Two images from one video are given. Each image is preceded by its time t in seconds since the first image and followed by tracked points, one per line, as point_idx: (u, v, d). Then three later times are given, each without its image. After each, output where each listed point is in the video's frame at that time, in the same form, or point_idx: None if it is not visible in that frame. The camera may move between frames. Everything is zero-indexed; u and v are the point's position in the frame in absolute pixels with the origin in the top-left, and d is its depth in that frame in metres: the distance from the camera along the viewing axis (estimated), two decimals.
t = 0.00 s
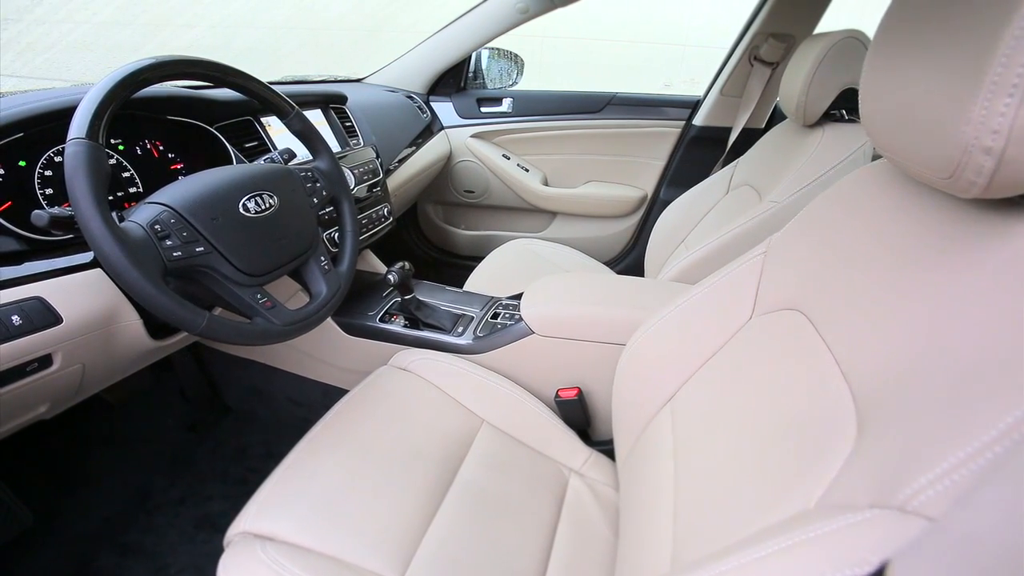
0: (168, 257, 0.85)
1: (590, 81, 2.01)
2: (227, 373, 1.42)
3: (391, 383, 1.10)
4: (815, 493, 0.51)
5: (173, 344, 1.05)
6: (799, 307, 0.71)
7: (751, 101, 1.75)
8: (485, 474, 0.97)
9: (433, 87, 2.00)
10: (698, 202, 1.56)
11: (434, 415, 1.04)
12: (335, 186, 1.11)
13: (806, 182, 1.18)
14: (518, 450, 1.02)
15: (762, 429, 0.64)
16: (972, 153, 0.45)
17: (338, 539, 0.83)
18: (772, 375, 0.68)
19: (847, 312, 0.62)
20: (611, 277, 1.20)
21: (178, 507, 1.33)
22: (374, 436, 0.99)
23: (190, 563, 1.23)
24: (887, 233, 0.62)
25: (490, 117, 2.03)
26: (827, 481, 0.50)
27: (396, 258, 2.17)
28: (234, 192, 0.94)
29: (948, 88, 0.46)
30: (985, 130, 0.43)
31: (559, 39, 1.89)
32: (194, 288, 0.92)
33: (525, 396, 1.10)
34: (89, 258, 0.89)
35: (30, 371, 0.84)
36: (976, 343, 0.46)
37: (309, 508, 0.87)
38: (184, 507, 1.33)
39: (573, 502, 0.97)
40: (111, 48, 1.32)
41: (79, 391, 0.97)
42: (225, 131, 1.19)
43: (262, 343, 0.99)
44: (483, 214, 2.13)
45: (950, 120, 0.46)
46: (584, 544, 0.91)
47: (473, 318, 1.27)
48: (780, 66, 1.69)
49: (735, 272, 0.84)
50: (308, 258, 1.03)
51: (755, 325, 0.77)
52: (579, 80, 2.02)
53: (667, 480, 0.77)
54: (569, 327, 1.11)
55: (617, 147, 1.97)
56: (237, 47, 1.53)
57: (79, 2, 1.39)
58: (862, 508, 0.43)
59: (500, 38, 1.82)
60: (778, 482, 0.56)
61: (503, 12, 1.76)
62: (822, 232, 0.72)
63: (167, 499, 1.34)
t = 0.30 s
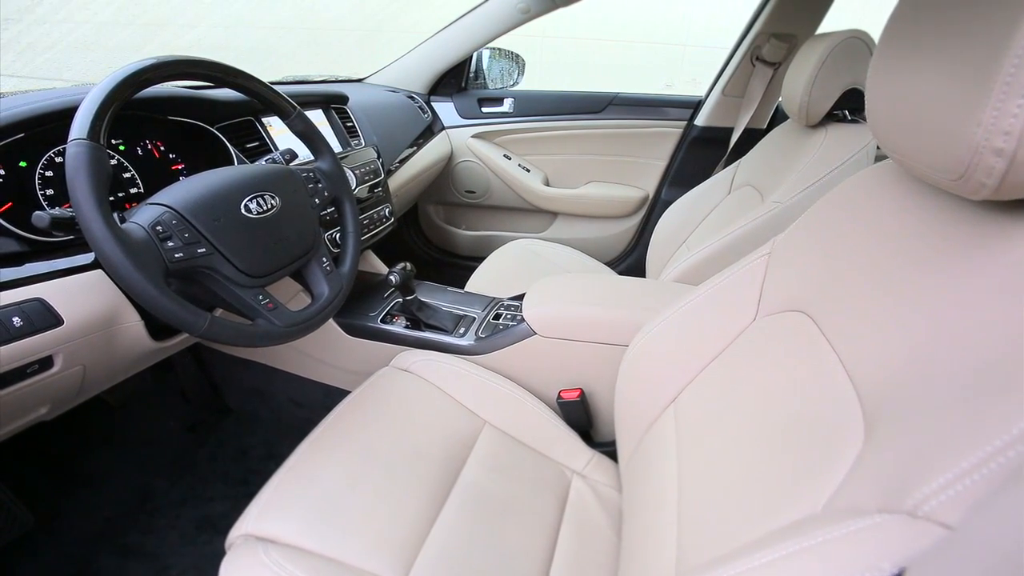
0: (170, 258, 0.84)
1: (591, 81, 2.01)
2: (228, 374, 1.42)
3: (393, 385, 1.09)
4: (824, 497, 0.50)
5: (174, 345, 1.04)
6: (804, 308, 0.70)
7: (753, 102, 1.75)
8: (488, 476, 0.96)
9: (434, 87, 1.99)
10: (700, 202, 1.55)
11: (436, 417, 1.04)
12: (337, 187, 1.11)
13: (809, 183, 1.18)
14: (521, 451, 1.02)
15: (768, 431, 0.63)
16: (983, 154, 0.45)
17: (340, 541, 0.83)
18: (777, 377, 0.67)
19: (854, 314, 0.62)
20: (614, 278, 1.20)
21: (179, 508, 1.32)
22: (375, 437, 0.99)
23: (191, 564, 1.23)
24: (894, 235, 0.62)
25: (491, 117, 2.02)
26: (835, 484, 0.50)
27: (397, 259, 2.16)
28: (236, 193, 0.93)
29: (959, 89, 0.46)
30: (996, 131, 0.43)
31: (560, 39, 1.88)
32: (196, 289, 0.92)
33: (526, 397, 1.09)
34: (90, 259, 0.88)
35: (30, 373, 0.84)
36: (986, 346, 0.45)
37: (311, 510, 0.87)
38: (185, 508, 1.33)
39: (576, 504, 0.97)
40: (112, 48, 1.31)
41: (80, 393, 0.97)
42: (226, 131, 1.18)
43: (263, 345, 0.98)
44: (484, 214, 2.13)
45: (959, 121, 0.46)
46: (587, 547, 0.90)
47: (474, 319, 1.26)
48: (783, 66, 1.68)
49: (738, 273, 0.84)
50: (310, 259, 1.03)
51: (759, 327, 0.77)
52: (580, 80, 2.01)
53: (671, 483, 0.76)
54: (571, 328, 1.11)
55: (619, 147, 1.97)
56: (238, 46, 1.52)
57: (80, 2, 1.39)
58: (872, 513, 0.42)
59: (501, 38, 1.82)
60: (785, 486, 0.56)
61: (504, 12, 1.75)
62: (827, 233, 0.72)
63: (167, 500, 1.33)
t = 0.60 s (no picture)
0: (172, 260, 0.84)
1: (593, 81, 2.00)
2: (229, 375, 1.41)
3: (395, 387, 1.09)
4: (835, 504, 0.50)
5: (176, 347, 1.04)
6: (812, 311, 0.70)
7: (756, 102, 1.74)
8: (491, 478, 0.95)
9: (435, 87, 1.98)
10: (702, 202, 1.55)
11: (440, 418, 1.03)
12: (340, 188, 1.10)
13: (812, 184, 1.18)
14: (524, 454, 1.01)
15: (776, 435, 0.63)
16: (997, 157, 0.45)
17: (343, 544, 0.82)
18: (784, 380, 0.67)
19: (862, 317, 0.61)
20: (617, 279, 1.19)
21: (180, 510, 1.32)
22: (378, 440, 0.98)
23: (191, 567, 1.22)
24: (904, 238, 0.61)
25: (492, 117, 2.02)
26: (846, 490, 0.50)
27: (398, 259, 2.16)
28: (238, 194, 0.93)
29: (975, 91, 0.46)
30: (1012, 133, 0.43)
31: (562, 39, 1.88)
32: (198, 291, 0.91)
33: (529, 399, 1.09)
34: (91, 261, 0.88)
35: (31, 376, 0.84)
36: (1001, 351, 0.45)
37: (314, 513, 0.86)
38: (186, 510, 1.32)
39: (579, 507, 0.96)
40: (114, 49, 1.31)
41: (81, 395, 0.97)
42: (228, 132, 1.18)
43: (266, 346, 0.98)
44: (485, 215, 2.12)
45: (974, 123, 0.46)
46: (591, 550, 0.90)
47: (477, 320, 1.26)
48: (786, 67, 1.68)
49: (743, 275, 0.83)
50: (312, 261, 1.02)
51: (765, 329, 0.76)
52: (582, 80, 2.00)
53: (676, 486, 0.76)
54: (574, 330, 1.10)
55: (621, 148, 1.97)
56: (240, 46, 1.52)
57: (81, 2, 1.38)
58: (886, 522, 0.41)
59: (502, 38, 1.81)
60: (794, 491, 0.55)
61: (505, 12, 1.74)
62: (834, 235, 0.71)
63: (168, 502, 1.33)
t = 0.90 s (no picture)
0: (175, 262, 0.83)
1: (595, 81, 1.99)
2: (231, 377, 1.41)
3: (399, 389, 1.08)
4: (847, 511, 0.49)
5: (177, 349, 1.03)
6: (821, 314, 0.69)
7: (759, 102, 1.74)
8: (495, 481, 0.95)
9: (437, 87, 1.98)
10: (705, 203, 1.54)
11: (443, 421, 1.03)
12: (343, 189, 1.10)
13: (816, 185, 1.17)
14: (528, 456, 1.01)
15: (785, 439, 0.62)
16: (1018, 158, 0.45)
17: (347, 549, 0.82)
18: (793, 383, 0.66)
19: (875, 320, 0.61)
20: (621, 281, 1.19)
21: (181, 512, 1.31)
22: (381, 442, 0.97)
23: (193, 569, 1.22)
24: (916, 241, 0.61)
25: (494, 117, 2.01)
26: (858, 497, 0.49)
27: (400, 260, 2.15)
28: (241, 196, 0.92)
29: (993, 92, 0.45)
30: None
31: (564, 40, 1.87)
32: (201, 293, 0.91)
33: (533, 401, 1.08)
34: (92, 263, 0.87)
35: (31, 379, 0.83)
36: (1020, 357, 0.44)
37: (317, 517, 0.85)
38: (188, 512, 1.31)
39: (583, 509, 0.96)
40: (115, 49, 1.30)
41: (82, 397, 0.96)
42: (230, 132, 1.17)
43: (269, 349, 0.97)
44: (487, 216, 2.12)
45: (992, 125, 0.46)
46: (596, 553, 0.89)
47: (480, 322, 1.25)
48: (789, 67, 1.68)
49: (750, 277, 0.82)
50: (315, 263, 1.01)
51: (772, 331, 0.76)
52: (585, 80, 2.00)
53: (683, 490, 0.75)
54: (578, 331, 1.10)
55: (623, 149, 1.96)
56: (242, 46, 1.51)
57: (83, 2, 1.38)
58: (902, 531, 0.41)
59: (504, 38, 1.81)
60: (805, 497, 0.55)
61: (508, 12, 1.74)
62: (843, 237, 0.71)
63: (169, 504, 1.32)
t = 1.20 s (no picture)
0: (178, 265, 0.83)
1: (598, 82, 1.99)
2: (233, 379, 1.40)
3: (403, 392, 1.07)
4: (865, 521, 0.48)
5: (179, 352, 1.02)
6: (831, 319, 0.68)
7: (763, 103, 1.74)
8: (500, 485, 0.94)
9: (439, 87, 1.97)
10: (708, 204, 1.53)
11: (448, 424, 1.02)
12: (347, 190, 1.09)
13: (822, 186, 1.16)
14: (533, 459, 1.00)
15: (798, 445, 0.61)
16: None
17: (352, 554, 0.81)
18: (805, 388, 0.66)
19: (891, 326, 0.60)
20: (626, 282, 1.18)
21: (183, 515, 1.30)
22: (385, 446, 0.97)
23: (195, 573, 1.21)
24: (930, 246, 0.60)
25: (497, 118, 2.00)
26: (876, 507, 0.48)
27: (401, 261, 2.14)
28: (245, 197, 0.91)
29: None
30: None
31: (567, 39, 1.86)
32: (204, 296, 0.90)
33: (539, 404, 1.08)
34: (93, 265, 0.86)
35: (33, 383, 0.82)
36: None
37: (321, 522, 0.85)
38: (190, 515, 1.31)
39: (589, 513, 0.95)
40: (117, 50, 1.29)
41: (84, 401, 0.95)
42: (233, 133, 1.17)
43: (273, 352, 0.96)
44: (489, 216, 2.11)
45: None
46: (602, 557, 0.89)
47: (484, 324, 1.24)
48: (793, 67, 1.67)
49: (757, 280, 0.82)
50: (319, 265, 1.01)
51: (781, 335, 0.75)
52: (587, 81, 1.99)
53: (691, 496, 0.74)
54: (584, 334, 1.09)
55: (626, 149, 1.95)
56: (244, 47, 1.50)
57: (84, 2, 1.37)
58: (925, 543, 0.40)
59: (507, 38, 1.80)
60: (819, 505, 0.54)
61: (511, 12, 1.73)
62: (855, 239, 0.70)
63: (172, 507, 1.31)
